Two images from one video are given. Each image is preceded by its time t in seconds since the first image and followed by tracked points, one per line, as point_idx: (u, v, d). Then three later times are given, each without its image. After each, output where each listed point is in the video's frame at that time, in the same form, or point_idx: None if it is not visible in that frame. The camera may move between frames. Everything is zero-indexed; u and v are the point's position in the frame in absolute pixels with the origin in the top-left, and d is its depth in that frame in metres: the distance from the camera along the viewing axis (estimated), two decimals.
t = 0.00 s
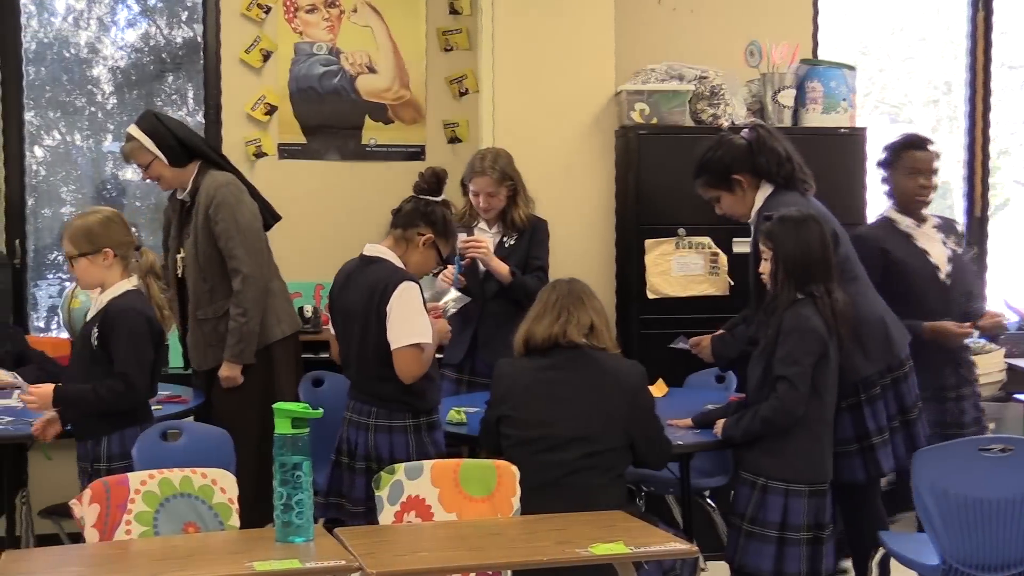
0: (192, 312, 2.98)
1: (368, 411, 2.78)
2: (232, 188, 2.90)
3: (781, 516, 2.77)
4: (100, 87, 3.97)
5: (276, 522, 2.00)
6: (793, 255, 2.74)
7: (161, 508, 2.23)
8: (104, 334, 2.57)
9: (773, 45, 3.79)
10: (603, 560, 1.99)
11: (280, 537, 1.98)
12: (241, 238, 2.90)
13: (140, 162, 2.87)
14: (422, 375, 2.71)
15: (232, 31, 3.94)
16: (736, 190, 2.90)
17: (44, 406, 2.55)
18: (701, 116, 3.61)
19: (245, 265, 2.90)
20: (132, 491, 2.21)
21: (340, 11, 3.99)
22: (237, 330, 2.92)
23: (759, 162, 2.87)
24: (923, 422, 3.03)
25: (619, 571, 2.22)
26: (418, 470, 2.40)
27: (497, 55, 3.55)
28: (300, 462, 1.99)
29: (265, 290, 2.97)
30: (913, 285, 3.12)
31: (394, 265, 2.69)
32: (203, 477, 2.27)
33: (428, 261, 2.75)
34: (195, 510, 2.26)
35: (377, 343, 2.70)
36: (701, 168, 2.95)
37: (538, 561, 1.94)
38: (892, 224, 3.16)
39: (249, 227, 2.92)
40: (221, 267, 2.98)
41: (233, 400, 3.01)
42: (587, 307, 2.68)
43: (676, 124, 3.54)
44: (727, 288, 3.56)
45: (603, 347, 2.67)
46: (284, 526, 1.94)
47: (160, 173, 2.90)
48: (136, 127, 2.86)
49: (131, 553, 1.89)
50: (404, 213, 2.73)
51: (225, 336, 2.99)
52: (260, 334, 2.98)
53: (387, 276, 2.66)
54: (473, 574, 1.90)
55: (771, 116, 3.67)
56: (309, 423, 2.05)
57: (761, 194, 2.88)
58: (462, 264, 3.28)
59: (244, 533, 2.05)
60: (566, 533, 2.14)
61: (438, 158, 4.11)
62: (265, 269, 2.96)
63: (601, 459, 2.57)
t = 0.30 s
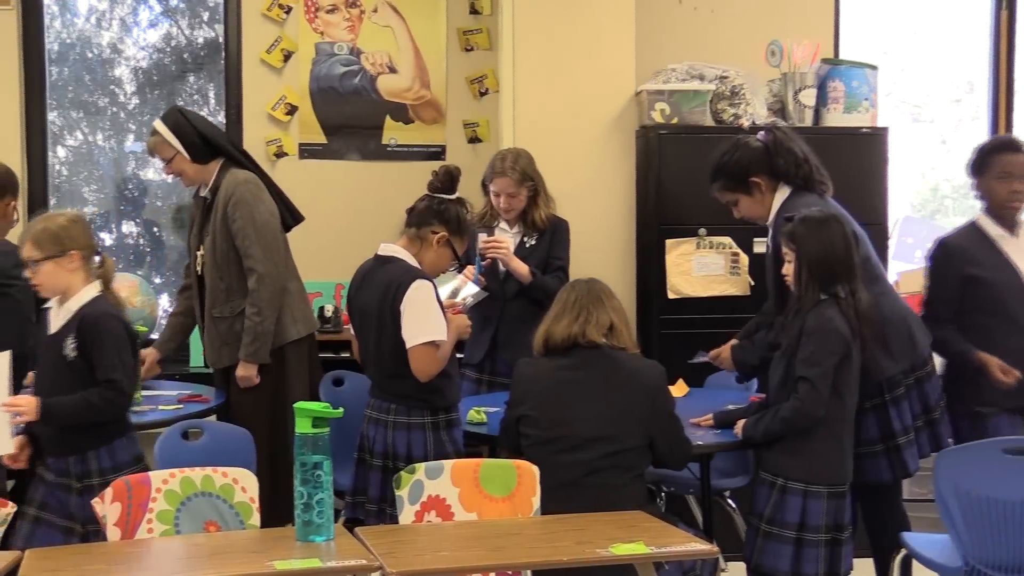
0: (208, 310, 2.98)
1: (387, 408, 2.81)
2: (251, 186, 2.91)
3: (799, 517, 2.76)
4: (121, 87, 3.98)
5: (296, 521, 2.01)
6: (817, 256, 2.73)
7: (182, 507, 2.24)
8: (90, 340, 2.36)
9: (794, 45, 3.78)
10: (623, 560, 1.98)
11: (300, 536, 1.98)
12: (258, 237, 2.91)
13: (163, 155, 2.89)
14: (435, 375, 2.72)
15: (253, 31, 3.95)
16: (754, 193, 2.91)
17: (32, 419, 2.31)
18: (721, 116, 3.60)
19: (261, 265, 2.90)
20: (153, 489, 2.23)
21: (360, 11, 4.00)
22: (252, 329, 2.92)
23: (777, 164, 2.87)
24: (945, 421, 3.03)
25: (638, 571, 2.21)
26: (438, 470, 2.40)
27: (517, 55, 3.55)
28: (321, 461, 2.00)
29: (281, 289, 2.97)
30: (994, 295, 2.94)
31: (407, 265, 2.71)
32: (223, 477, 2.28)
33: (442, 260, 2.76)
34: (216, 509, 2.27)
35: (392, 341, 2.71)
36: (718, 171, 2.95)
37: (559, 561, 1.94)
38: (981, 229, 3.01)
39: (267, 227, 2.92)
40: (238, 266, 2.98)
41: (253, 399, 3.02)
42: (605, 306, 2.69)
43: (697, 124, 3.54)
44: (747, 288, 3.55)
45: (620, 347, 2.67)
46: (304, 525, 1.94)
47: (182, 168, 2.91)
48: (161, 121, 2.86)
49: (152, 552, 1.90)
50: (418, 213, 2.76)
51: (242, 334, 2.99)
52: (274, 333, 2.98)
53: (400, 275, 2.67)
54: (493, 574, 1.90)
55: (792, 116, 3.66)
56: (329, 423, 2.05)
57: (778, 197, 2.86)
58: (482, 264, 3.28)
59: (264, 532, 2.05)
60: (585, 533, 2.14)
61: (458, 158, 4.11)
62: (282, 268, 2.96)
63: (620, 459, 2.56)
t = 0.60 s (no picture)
0: (221, 310, 2.95)
1: (406, 407, 2.79)
2: (268, 190, 2.88)
3: (819, 518, 2.75)
4: (143, 88, 4.00)
5: (317, 521, 2.01)
6: (838, 256, 2.72)
7: (204, 506, 2.25)
8: None
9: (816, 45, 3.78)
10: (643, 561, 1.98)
11: (321, 536, 1.98)
12: (270, 242, 2.87)
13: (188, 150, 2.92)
14: (454, 377, 2.69)
15: (275, 32, 3.96)
16: (767, 199, 2.93)
17: None
18: (743, 116, 3.60)
19: (272, 270, 2.87)
20: (175, 489, 2.24)
21: (381, 11, 4.01)
22: (261, 333, 2.88)
23: (788, 168, 2.88)
24: (968, 419, 3.03)
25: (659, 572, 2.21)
26: (458, 470, 2.40)
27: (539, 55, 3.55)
28: (342, 460, 1.99)
29: (293, 295, 2.92)
30: None
31: (426, 265, 2.68)
32: (244, 476, 2.29)
33: (460, 261, 2.75)
34: (237, 508, 2.28)
35: (412, 341, 2.69)
36: (731, 177, 2.95)
37: (580, 561, 1.93)
38: None
39: (280, 231, 2.88)
40: (252, 269, 2.94)
41: (273, 399, 3.01)
42: (626, 306, 2.67)
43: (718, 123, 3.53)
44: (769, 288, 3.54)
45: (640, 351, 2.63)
46: (325, 525, 1.94)
47: (204, 163, 2.94)
48: (189, 115, 2.89)
49: (175, 550, 1.91)
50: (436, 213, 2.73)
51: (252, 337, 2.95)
52: (284, 338, 2.95)
53: (419, 276, 2.65)
54: (514, 574, 1.90)
55: (813, 116, 3.66)
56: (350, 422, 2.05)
57: (791, 202, 2.90)
58: (503, 264, 3.29)
59: (284, 531, 2.06)
60: (605, 533, 2.13)
61: (478, 158, 4.11)
62: (294, 275, 2.92)
63: (641, 459, 2.55)
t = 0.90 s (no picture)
0: (242, 309, 2.94)
1: (427, 408, 2.78)
2: (291, 194, 2.86)
3: (845, 519, 2.73)
4: (169, 88, 4.01)
5: (342, 521, 2.02)
6: (860, 256, 2.70)
7: (228, 505, 2.26)
8: None
9: (842, 45, 3.77)
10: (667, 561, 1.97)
11: (345, 535, 1.99)
12: (291, 246, 2.85)
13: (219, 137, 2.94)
14: (476, 378, 2.68)
15: (299, 33, 3.97)
16: (786, 201, 2.90)
17: None
18: (768, 116, 3.58)
19: (291, 274, 2.84)
20: (200, 487, 2.25)
21: (406, 12, 4.02)
22: (279, 335, 2.86)
23: (806, 170, 2.87)
24: (994, 419, 3.01)
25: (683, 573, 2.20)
26: (482, 470, 2.41)
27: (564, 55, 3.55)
28: (365, 460, 2.00)
29: (312, 299, 2.90)
30: None
31: (447, 265, 2.66)
32: (269, 475, 2.29)
33: (482, 262, 2.72)
34: (261, 507, 2.29)
35: (434, 342, 2.67)
36: (750, 179, 2.93)
37: (604, 561, 1.93)
38: None
39: (301, 236, 2.86)
40: (273, 271, 2.93)
41: (298, 400, 3.01)
42: (650, 307, 2.65)
43: (743, 124, 3.52)
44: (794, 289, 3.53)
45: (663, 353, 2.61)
46: (349, 524, 1.95)
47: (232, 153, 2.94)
48: (230, 105, 2.87)
49: (200, 549, 1.92)
50: (459, 213, 2.71)
51: (270, 338, 2.93)
52: (302, 341, 2.93)
53: (442, 277, 2.63)
54: (538, 574, 1.90)
55: (839, 117, 3.65)
56: (375, 421, 2.05)
57: (810, 203, 2.88)
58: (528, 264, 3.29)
59: (309, 531, 2.06)
60: (628, 533, 2.13)
61: (503, 158, 4.11)
62: (313, 279, 2.89)
63: (666, 459, 2.53)
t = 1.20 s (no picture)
0: (267, 307, 2.95)
1: (453, 408, 2.76)
2: (322, 196, 2.87)
3: (870, 522, 2.71)
4: (195, 89, 4.03)
5: (367, 520, 2.02)
6: (885, 257, 2.68)
7: (254, 505, 2.27)
8: None
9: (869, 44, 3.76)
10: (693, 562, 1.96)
11: (371, 535, 1.99)
12: (320, 246, 2.85)
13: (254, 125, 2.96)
14: (501, 379, 2.67)
15: (325, 34, 3.98)
16: (813, 201, 2.88)
17: None
18: (794, 116, 3.56)
19: (319, 274, 2.85)
20: (226, 487, 2.26)
21: (431, 12, 4.03)
22: (305, 335, 2.86)
23: (833, 170, 2.84)
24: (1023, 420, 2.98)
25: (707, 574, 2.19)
26: (508, 470, 2.41)
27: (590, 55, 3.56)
28: (391, 460, 2.01)
29: (339, 299, 2.91)
30: None
31: (472, 265, 2.65)
32: (295, 475, 2.30)
33: (507, 263, 2.70)
34: (287, 507, 2.30)
35: (459, 343, 2.66)
36: (777, 180, 2.90)
37: (629, 562, 1.92)
38: None
39: (330, 237, 2.87)
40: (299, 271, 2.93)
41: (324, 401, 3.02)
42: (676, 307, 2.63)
43: (768, 124, 3.51)
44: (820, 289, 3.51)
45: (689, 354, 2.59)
46: (375, 524, 1.96)
47: (264, 144, 2.95)
48: (273, 98, 2.87)
49: (226, 548, 1.93)
50: (484, 215, 2.70)
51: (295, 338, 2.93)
52: (327, 341, 2.93)
53: (467, 277, 2.62)
54: (562, 575, 1.89)
55: (865, 116, 3.64)
56: (399, 421, 2.05)
57: (838, 203, 2.86)
58: (553, 265, 3.28)
59: (334, 530, 2.06)
60: (652, 533, 2.12)
61: (528, 158, 4.11)
62: (340, 279, 2.90)
63: (692, 460, 2.51)
